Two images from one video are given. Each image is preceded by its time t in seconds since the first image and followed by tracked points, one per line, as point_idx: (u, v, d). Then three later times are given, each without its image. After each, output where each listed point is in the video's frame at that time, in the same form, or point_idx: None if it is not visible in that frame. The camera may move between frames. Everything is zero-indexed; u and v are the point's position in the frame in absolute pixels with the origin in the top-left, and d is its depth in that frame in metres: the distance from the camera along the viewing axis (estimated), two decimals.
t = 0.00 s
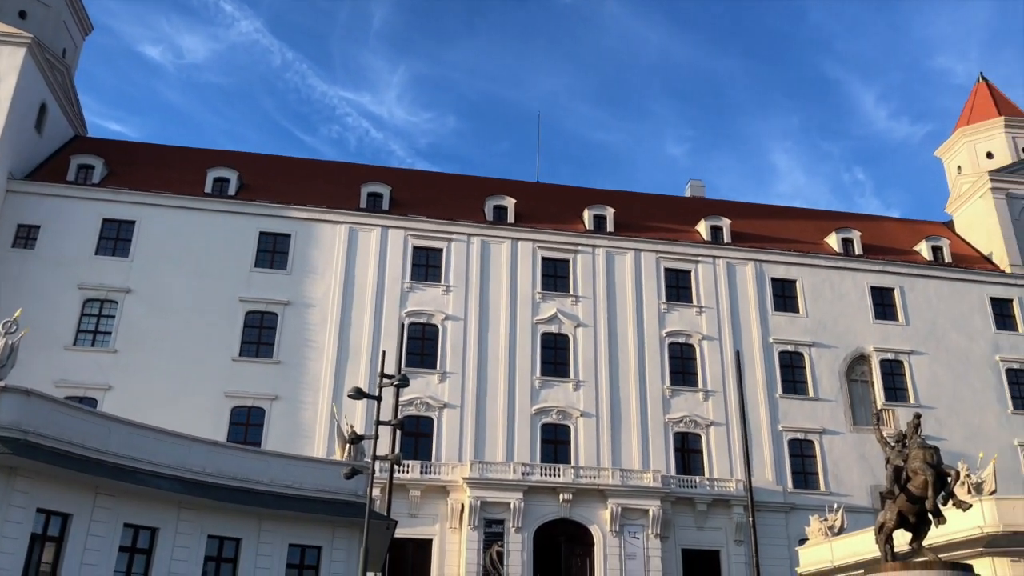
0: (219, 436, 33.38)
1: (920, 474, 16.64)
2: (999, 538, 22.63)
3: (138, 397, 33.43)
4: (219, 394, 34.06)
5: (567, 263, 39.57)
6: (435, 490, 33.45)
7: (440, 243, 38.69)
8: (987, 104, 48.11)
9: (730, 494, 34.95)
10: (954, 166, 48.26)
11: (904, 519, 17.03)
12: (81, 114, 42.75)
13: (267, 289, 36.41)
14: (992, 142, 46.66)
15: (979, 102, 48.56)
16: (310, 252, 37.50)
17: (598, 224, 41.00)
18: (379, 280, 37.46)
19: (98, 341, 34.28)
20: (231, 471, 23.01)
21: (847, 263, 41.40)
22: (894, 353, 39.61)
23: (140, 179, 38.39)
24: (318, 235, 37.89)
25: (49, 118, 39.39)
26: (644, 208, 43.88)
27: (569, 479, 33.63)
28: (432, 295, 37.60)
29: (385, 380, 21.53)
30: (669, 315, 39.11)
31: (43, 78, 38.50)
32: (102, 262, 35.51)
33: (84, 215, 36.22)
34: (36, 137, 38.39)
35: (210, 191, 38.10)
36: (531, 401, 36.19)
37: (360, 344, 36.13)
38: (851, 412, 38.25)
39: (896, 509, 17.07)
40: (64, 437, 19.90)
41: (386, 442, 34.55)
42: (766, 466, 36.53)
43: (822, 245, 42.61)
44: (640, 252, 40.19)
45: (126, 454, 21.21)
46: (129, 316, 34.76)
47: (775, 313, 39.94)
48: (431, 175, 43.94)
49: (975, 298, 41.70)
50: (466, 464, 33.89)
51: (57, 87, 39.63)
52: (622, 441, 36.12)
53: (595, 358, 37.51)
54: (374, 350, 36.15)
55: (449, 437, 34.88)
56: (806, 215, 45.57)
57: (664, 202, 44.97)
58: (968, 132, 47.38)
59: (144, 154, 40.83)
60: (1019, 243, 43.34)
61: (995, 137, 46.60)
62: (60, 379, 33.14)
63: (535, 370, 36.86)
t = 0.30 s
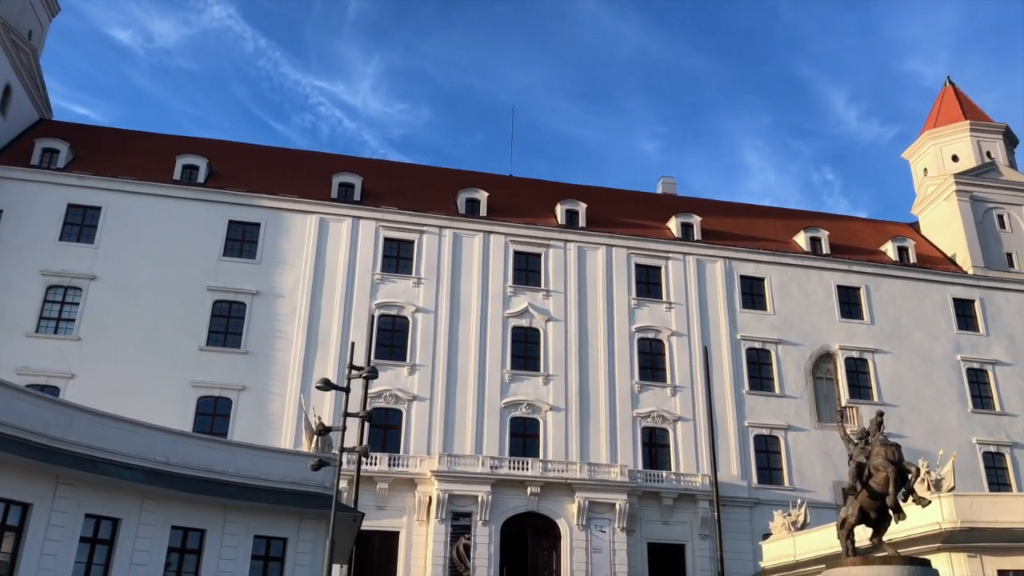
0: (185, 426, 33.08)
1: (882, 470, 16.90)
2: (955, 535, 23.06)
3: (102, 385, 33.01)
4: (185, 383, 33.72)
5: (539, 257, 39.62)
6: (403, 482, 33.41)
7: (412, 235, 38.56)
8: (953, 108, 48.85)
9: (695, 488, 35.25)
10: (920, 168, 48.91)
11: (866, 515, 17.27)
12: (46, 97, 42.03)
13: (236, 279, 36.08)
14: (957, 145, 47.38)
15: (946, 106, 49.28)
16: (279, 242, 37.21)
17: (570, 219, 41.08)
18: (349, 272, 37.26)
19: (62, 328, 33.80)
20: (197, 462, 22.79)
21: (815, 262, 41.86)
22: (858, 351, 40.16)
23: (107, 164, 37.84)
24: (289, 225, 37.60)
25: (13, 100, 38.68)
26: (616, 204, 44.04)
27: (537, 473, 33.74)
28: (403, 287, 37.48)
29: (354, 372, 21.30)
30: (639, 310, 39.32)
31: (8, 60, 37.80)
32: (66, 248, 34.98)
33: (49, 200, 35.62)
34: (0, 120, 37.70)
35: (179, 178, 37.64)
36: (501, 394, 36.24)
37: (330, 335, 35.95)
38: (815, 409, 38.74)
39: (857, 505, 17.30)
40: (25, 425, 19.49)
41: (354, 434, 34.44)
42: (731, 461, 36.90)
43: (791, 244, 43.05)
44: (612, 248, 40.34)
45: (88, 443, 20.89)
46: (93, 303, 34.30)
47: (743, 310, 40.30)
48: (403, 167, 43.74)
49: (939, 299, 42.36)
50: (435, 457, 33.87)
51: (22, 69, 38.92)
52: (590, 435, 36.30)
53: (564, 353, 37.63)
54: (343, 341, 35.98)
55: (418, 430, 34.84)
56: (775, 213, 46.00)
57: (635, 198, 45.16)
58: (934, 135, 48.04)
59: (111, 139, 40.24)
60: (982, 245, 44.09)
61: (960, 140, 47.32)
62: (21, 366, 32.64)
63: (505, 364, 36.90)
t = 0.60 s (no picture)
0: (154, 418, 32.77)
1: (849, 466, 17.13)
2: (919, 529, 23.44)
3: (69, 376, 32.62)
4: (155, 375, 33.39)
5: (514, 252, 39.65)
6: (375, 476, 33.33)
7: (386, 228, 38.42)
8: (923, 110, 49.48)
9: (666, 483, 35.50)
10: (890, 168, 49.47)
11: (833, 510, 17.52)
12: (14, 83, 41.35)
13: (207, 270, 35.76)
14: (927, 146, 47.99)
15: (916, 107, 49.90)
16: (252, 234, 36.93)
17: (545, 214, 41.13)
18: (323, 264, 37.07)
19: (28, 318, 33.36)
20: (165, 454, 22.65)
21: (786, 260, 42.25)
22: (828, 349, 40.63)
23: (76, 152, 37.32)
24: (262, 216, 37.32)
25: None
26: (591, 200, 44.15)
27: (509, 467, 33.80)
28: (377, 280, 37.36)
29: (326, 365, 21.12)
30: (613, 306, 39.48)
31: None
32: (34, 237, 34.51)
33: (16, 188, 35.08)
34: None
35: (150, 168, 37.20)
36: (474, 389, 36.25)
37: (302, 328, 35.76)
38: (785, 406, 39.16)
39: (825, 501, 17.54)
40: None
41: (325, 428, 34.30)
42: (702, 457, 37.21)
43: (763, 242, 43.42)
44: (586, 243, 40.45)
45: (55, 435, 20.62)
46: (61, 293, 33.86)
47: (715, 307, 40.62)
48: (378, 159, 43.56)
49: (907, 298, 42.94)
50: (407, 451, 33.81)
51: None
52: (563, 430, 36.44)
53: (538, 348, 37.71)
54: (316, 334, 35.80)
55: (390, 424, 34.79)
56: (748, 212, 46.35)
57: (610, 194, 45.30)
58: (905, 136, 48.59)
59: (81, 127, 39.68)
60: (950, 246, 44.75)
61: (930, 141, 47.95)
62: None
63: (479, 358, 36.92)
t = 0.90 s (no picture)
0: (125, 412, 32.45)
1: (821, 461, 17.30)
2: (889, 524, 23.77)
3: (38, 369, 32.23)
4: (127, 369, 33.06)
5: (490, 247, 39.63)
6: (349, 471, 33.23)
7: (362, 222, 38.25)
8: (897, 109, 49.99)
9: (641, 478, 35.69)
10: (864, 167, 49.94)
11: (804, 504, 17.67)
12: None
13: (180, 263, 35.43)
14: (900, 145, 48.50)
15: (890, 107, 50.40)
16: (227, 227, 36.64)
17: (523, 209, 41.13)
18: (298, 258, 36.86)
19: None
20: (137, 449, 22.44)
21: (761, 257, 42.57)
22: (801, 346, 41.01)
23: (47, 142, 36.81)
24: (236, 209, 37.03)
25: None
26: (568, 196, 44.21)
27: (485, 462, 33.80)
28: (352, 275, 37.20)
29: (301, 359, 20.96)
30: (589, 302, 39.59)
31: None
32: (3, 228, 34.03)
33: None
34: None
35: (123, 159, 36.77)
36: (450, 384, 36.22)
37: (277, 322, 35.54)
38: (758, 401, 39.49)
39: (796, 495, 17.70)
40: None
41: (300, 423, 34.14)
42: (676, 452, 37.45)
43: (738, 239, 43.71)
44: (563, 239, 40.51)
45: (24, 429, 20.29)
46: (31, 285, 33.44)
47: (690, 303, 40.85)
48: (354, 153, 43.35)
49: (879, 295, 43.43)
50: (382, 446, 33.73)
51: None
52: (539, 425, 36.52)
53: (514, 343, 37.74)
54: (290, 329, 35.60)
55: (366, 418, 34.71)
56: (724, 209, 46.62)
57: (587, 191, 45.39)
58: (879, 135, 49.06)
59: (52, 117, 39.13)
60: (921, 244, 45.29)
61: (903, 141, 48.45)
62: None
63: (455, 353, 36.89)
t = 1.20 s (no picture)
0: (94, 402, 32.08)
1: (791, 456, 17.45)
2: (856, 518, 24.08)
3: (5, 357, 31.77)
4: (96, 358, 32.67)
5: (466, 240, 39.56)
6: (322, 463, 33.10)
7: (338, 213, 38.03)
8: (871, 109, 50.45)
9: (613, 471, 35.84)
10: (837, 165, 50.36)
11: (773, 498, 17.81)
12: None
13: (152, 251, 35.05)
14: (873, 144, 48.98)
15: (864, 106, 50.88)
16: (200, 215, 36.29)
17: (499, 202, 41.08)
18: (272, 248, 36.59)
19: None
20: (109, 441, 22.25)
21: (735, 253, 42.87)
22: (773, 341, 41.36)
23: (16, 127, 36.22)
24: (210, 197, 36.68)
25: None
26: (544, 189, 44.22)
27: (459, 455, 33.78)
28: (327, 265, 36.99)
29: (273, 350, 20.76)
30: (565, 296, 39.66)
31: None
32: None
33: None
34: None
35: (94, 145, 36.26)
36: (424, 376, 36.17)
37: (250, 312, 35.28)
38: (730, 396, 39.80)
39: (766, 489, 17.83)
40: None
41: (272, 414, 33.93)
42: (649, 445, 37.68)
43: (712, 235, 43.95)
44: (539, 233, 40.53)
45: None
46: None
47: (665, 298, 41.05)
48: (330, 143, 43.05)
49: (851, 292, 43.89)
50: (355, 438, 33.62)
51: None
52: (513, 418, 36.58)
53: (489, 336, 37.74)
54: (263, 319, 35.34)
55: (339, 410, 34.58)
56: (699, 205, 46.86)
57: (563, 184, 45.41)
58: (853, 134, 49.49)
59: (22, 101, 38.50)
60: (893, 242, 45.81)
61: (876, 140, 48.94)
62: None
63: (429, 346, 36.82)
